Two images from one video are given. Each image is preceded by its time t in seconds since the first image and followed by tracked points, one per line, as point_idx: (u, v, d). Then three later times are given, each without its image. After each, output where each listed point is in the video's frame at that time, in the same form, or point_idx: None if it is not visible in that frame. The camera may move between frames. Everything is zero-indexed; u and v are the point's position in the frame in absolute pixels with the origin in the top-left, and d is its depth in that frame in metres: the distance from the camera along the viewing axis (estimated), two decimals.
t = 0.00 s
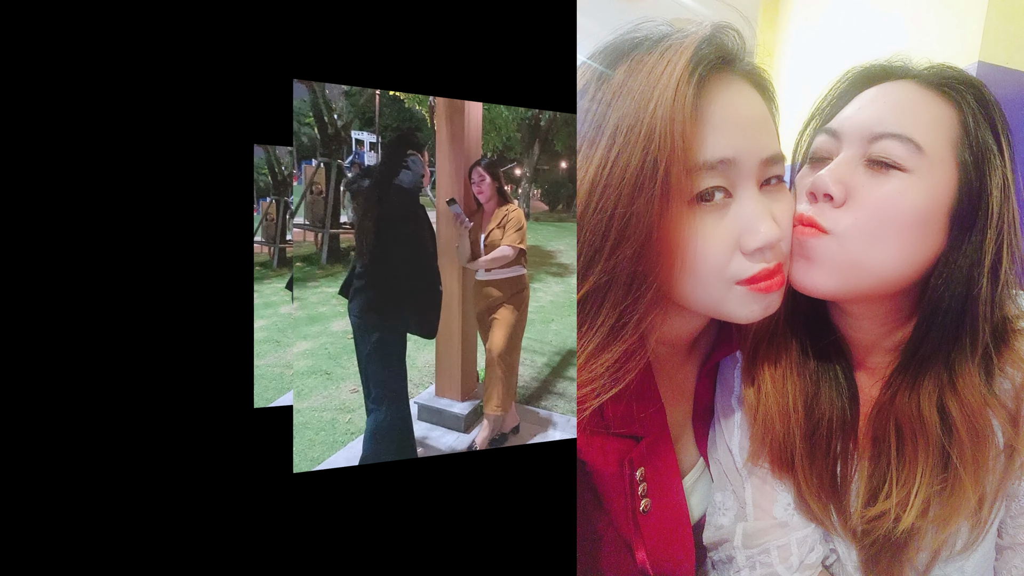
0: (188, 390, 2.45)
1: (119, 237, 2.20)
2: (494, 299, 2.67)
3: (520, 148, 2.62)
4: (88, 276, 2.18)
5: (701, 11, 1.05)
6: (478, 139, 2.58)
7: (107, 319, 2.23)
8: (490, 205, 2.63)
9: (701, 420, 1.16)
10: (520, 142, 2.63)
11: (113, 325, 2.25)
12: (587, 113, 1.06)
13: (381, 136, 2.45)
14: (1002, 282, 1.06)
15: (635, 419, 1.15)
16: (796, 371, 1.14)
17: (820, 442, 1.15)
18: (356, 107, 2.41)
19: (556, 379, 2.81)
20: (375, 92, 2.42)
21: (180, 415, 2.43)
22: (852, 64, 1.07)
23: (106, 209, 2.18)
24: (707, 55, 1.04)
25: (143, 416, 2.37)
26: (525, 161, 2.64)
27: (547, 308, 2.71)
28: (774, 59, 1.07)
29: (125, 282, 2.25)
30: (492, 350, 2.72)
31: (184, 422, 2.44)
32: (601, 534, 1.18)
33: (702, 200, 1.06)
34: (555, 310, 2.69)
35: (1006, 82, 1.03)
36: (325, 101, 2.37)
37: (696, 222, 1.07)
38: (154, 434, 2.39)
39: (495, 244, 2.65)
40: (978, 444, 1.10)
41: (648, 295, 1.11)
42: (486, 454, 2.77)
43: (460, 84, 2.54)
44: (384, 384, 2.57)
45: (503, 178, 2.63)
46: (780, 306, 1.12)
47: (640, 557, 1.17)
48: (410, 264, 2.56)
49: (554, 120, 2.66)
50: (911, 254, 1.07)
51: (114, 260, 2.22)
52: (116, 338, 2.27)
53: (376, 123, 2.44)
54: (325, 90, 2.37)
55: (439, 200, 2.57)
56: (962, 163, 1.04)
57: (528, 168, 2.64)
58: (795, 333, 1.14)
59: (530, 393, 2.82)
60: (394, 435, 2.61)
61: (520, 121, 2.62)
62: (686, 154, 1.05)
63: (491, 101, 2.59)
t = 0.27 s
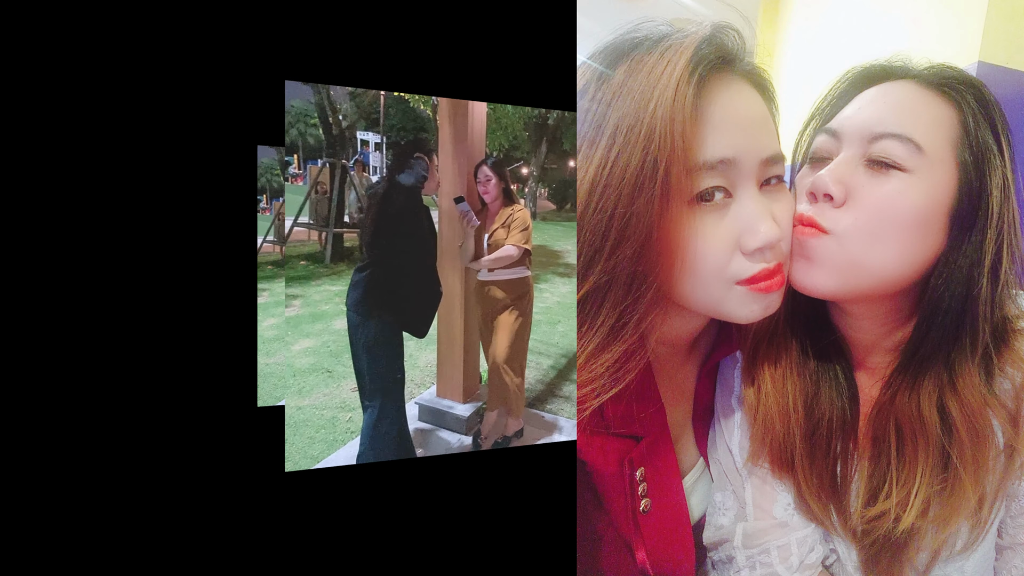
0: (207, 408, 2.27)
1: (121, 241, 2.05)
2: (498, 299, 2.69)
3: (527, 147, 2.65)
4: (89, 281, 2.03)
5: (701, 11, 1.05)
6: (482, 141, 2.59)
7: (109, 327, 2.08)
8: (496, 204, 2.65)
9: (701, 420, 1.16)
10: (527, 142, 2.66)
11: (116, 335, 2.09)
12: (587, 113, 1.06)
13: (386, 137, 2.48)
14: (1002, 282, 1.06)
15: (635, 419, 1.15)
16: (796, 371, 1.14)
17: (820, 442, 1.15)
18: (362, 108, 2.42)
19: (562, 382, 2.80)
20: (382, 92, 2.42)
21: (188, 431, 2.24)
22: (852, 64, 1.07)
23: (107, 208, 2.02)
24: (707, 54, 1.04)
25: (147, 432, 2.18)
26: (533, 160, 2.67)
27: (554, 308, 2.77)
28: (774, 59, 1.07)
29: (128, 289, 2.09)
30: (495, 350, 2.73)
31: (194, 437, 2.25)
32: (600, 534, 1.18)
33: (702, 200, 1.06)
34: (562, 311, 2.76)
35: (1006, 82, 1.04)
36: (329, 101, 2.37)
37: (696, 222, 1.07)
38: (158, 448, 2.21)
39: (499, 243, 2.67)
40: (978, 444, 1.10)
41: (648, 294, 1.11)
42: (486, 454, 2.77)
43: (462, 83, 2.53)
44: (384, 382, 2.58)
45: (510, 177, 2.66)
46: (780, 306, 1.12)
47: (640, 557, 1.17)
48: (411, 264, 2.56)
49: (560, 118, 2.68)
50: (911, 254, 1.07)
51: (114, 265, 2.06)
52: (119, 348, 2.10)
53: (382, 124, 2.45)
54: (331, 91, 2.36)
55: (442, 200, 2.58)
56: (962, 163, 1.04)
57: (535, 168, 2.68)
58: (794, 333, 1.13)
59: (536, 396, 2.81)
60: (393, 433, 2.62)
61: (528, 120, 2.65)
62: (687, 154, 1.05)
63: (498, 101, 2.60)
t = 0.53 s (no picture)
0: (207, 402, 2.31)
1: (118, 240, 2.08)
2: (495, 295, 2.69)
3: (529, 144, 2.64)
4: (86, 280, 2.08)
5: (701, 11, 1.05)
6: (479, 137, 2.58)
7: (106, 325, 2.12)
8: (495, 199, 2.64)
9: (701, 420, 1.16)
10: (529, 139, 2.65)
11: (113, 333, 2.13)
12: (587, 113, 1.06)
13: (384, 134, 2.46)
14: (1002, 282, 1.06)
15: (635, 419, 1.15)
16: (796, 371, 1.14)
17: (820, 442, 1.15)
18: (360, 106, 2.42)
19: (562, 383, 2.80)
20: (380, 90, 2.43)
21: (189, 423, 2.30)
22: (852, 64, 1.07)
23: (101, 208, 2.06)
24: (707, 55, 1.04)
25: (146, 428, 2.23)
26: (535, 157, 2.66)
27: (555, 307, 2.76)
28: (774, 59, 1.07)
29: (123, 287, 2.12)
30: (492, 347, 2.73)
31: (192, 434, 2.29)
32: (600, 534, 1.18)
33: (702, 200, 1.07)
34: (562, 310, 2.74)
35: (1007, 82, 1.03)
36: (327, 100, 2.38)
37: (696, 222, 1.07)
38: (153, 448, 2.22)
39: (497, 239, 2.67)
40: (978, 444, 1.10)
41: (648, 295, 1.11)
42: (486, 454, 2.77)
43: (460, 83, 2.52)
44: (377, 379, 2.58)
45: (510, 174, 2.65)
46: (780, 306, 1.12)
47: (640, 557, 1.17)
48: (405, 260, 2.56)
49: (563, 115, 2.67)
50: (911, 254, 1.07)
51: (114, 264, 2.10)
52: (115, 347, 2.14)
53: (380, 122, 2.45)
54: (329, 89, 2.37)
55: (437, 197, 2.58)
56: (962, 163, 1.04)
57: (537, 164, 2.67)
58: (795, 333, 1.13)
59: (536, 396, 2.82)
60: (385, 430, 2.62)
61: (530, 116, 2.63)
62: (686, 154, 1.05)
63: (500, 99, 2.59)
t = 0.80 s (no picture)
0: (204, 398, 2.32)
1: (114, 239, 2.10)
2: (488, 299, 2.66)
3: (527, 146, 2.62)
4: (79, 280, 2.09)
5: (701, 11, 1.05)
6: (471, 138, 2.55)
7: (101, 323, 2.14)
8: (486, 202, 2.62)
9: (701, 419, 1.16)
10: (527, 141, 2.63)
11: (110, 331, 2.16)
12: (587, 113, 1.06)
13: (378, 138, 2.45)
14: (1002, 282, 1.06)
15: (635, 419, 1.15)
16: (796, 371, 1.14)
17: (820, 442, 1.15)
18: (355, 110, 2.41)
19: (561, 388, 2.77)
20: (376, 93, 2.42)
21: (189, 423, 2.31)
22: (852, 64, 1.07)
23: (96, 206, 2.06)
24: (707, 54, 1.04)
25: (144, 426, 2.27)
26: (532, 160, 2.66)
27: (553, 310, 2.74)
28: (774, 59, 1.07)
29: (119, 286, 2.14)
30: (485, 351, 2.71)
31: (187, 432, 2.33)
32: (601, 534, 1.17)
33: (702, 200, 1.06)
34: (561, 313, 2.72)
35: (1007, 82, 1.04)
36: (321, 104, 2.36)
37: (696, 222, 1.07)
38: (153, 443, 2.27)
39: (490, 243, 2.64)
40: (978, 444, 1.10)
41: (648, 295, 1.11)
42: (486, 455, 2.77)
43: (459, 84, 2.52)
44: (368, 384, 2.54)
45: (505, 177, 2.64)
46: (780, 306, 1.12)
47: (641, 557, 1.17)
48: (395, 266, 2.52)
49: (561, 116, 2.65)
50: (911, 254, 1.07)
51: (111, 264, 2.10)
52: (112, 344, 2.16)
53: (375, 125, 2.43)
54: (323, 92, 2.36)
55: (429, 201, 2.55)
56: (962, 163, 1.04)
57: (535, 167, 2.66)
58: (795, 333, 1.13)
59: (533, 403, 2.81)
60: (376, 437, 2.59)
61: (528, 119, 2.61)
62: (686, 154, 1.05)
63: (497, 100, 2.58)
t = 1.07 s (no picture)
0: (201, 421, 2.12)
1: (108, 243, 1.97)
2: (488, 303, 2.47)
3: (535, 145, 2.44)
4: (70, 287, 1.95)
5: (701, 12, 1.05)
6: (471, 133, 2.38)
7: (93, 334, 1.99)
8: (486, 201, 2.46)
9: (701, 420, 1.16)
10: (535, 139, 2.45)
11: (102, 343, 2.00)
12: (587, 113, 1.06)
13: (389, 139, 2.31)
14: (1002, 282, 1.06)
15: (635, 419, 1.15)
16: (796, 371, 1.14)
17: (820, 442, 1.15)
18: (362, 110, 2.25)
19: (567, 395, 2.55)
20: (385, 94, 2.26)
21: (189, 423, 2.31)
22: (852, 64, 1.07)
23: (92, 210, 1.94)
24: (707, 55, 1.04)
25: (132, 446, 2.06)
26: (540, 158, 2.47)
27: (559, 313, 2.52)
28: (774, 59, 1.07)
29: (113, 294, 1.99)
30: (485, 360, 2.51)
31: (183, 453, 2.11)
32: (601, 534, 1.18)
33: (702, 200, 1.07)
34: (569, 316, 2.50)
35: (1006, 82, 1.04)
36: (325, 105, 2.20)
37: (696, 222, 1.07)
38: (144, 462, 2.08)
39: (489, 243, 2.47)
40: (978, 444, 1.10)
41: (648, 295, 1.11)
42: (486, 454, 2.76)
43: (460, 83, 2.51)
44: (362, 396, 2.37)
45: (507, 176, 2.47)
46: (780, 306, 1.12)
47: (641, 557, 1.17)
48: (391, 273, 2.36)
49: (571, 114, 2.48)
50: (911, 254, 1.07)
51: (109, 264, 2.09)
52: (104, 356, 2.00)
53: (385, 125, 2.28)
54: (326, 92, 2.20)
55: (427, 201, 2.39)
56: (962, 163, 1.04)
57: (543, 166, 2.49)
58: (795, 333, 1.13)
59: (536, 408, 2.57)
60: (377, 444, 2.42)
61: (535, 117, 2.43)
62: (686, 154, 1.05)
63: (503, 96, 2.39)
